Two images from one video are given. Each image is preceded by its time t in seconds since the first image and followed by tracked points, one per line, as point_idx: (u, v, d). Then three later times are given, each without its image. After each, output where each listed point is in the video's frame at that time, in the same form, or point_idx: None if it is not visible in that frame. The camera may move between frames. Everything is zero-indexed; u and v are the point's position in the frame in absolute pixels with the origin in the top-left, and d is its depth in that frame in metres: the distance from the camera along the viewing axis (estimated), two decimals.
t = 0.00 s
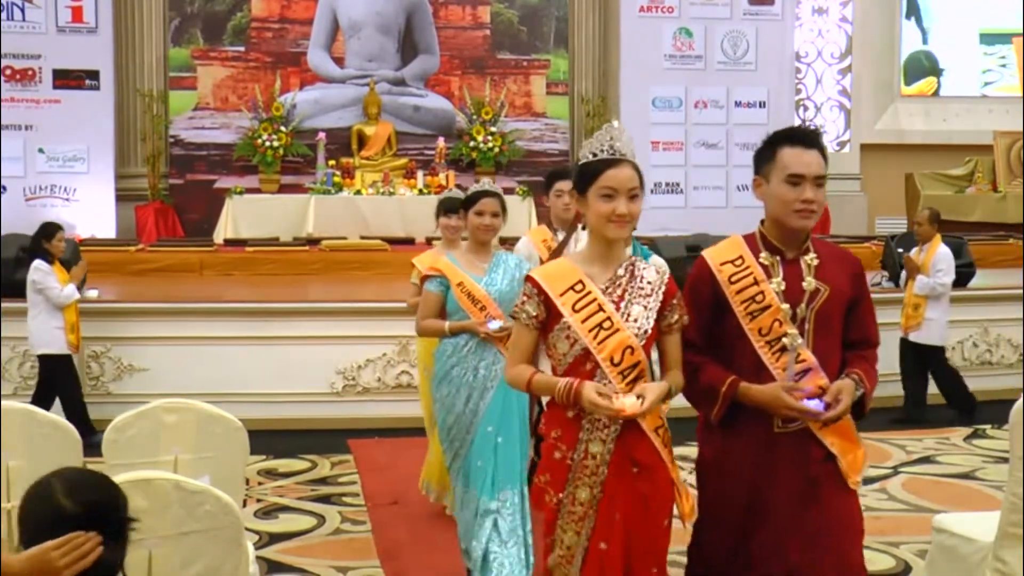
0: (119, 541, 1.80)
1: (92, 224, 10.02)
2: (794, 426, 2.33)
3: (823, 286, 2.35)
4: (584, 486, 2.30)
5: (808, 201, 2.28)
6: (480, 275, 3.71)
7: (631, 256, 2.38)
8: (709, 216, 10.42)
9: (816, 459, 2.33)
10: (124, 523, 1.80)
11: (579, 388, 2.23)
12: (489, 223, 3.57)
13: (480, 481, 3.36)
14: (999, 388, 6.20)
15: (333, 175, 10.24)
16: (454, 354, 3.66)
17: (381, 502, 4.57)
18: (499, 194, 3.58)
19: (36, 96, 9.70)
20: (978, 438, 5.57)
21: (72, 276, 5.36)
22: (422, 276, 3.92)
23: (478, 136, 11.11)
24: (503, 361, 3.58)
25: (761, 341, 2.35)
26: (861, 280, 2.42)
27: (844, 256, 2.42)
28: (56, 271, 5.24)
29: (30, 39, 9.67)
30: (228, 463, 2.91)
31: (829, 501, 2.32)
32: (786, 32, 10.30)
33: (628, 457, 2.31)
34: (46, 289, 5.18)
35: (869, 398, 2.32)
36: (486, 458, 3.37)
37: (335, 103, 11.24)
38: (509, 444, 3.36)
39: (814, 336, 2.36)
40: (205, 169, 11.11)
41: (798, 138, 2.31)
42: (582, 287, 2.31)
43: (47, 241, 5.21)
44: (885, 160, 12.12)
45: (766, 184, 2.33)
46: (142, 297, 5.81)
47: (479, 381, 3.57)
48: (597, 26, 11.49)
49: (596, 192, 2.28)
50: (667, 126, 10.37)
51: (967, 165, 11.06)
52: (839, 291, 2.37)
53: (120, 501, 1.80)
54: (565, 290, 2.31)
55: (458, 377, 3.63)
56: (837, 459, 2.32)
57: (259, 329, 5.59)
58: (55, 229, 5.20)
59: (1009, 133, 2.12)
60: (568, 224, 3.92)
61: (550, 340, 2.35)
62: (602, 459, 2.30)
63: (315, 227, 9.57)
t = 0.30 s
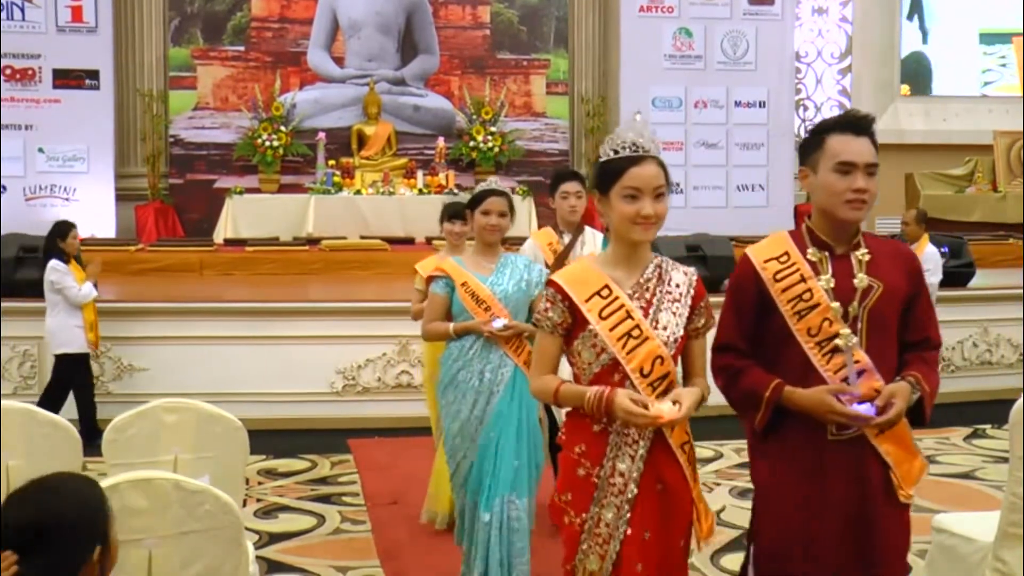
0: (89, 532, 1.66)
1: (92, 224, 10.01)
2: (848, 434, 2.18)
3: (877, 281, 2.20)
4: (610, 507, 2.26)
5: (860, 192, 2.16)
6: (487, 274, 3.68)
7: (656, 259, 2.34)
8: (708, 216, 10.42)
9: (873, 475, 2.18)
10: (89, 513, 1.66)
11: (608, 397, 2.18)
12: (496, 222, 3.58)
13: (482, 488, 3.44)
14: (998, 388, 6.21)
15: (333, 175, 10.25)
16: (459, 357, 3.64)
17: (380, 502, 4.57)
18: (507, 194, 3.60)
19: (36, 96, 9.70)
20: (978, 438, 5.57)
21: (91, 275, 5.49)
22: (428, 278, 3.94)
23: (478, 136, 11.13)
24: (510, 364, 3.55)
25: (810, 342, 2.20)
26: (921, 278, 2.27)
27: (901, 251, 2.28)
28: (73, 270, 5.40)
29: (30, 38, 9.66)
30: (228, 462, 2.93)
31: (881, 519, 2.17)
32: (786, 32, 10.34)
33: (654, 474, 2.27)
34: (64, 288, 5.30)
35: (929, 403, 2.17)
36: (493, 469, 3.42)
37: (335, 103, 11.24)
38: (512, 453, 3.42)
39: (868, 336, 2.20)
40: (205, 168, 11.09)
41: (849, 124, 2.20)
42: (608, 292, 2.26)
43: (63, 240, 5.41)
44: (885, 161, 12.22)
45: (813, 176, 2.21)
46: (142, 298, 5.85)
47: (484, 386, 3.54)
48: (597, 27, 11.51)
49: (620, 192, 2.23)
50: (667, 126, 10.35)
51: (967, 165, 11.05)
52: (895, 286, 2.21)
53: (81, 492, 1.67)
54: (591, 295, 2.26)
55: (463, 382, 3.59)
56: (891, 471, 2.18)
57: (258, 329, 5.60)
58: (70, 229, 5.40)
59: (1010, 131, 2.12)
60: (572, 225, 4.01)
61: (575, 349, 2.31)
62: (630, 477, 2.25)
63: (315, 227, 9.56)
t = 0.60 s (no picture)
0: (77, 536, 1.76)
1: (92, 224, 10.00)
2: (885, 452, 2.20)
3: (915, 292, 2.23)
4: (642, 537, 2.16)
5: (895, 198, 2.17)
6: (492, 274, 3.69)
7: (686, 272, 2.25)
8: (708, 216, 10.42)
9: (909, 496, 2.21)
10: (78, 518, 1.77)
11: (648, 429, 2.09)
12: (502, 221, 3.61)
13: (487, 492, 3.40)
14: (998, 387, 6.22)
15: (333, 175, 10.26)
16: (462, 360, 3.65)
17: (380, 502, 4.57)
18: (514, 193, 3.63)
19: (36, 95, 9.70)
20: (978, 438, 5.57)
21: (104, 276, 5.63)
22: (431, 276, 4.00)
23: (478, 136, 11.13)
24: (515, 367, 3.59)
25: (845, 354, 2.22)
26: (956, 284, 2.30)
27: (935, 257, 2.30)
28: (89, 271, 5.51)
29: (30, 38, 9.66)
30: (227, 463, 2.95)
31: (913, 540, 2.22)
32: (786, 32, 10.38)
33: (691, 504, 2.18)
34: (81, 288, 5.40)
35: (966, 417, 2.19)
36: (504, 475, 3.42)
37: (335, 102, 11.24)
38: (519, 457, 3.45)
39: (903, 347, 2.22)
40: (205, 168, 11.09)
41: (881, 125, 2.21)
42: (642, 307, 2.16)
43: (77, 240, 5.54)
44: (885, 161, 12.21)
45: (848, 180, 2.22)
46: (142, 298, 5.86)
47: (488, 390, 3.56)
48: (596, 26, 11.51)
49: (647, 198, 2.16)
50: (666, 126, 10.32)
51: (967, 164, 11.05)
52: (930, 297, 2.24)
53: (72, 499, 1.79)
54: (622, 310, 2.16)
55: (466, 386, 3.60)
56: (924, 491, 2.21)
57: (259, 329, 5.61)
58: (84, 229, 5.55)
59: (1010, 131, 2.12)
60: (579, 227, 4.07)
61: (603, 368, 2.20)
62: (666, 506, 2.15)
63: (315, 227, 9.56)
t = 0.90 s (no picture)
0: (78, 536, 1.77)
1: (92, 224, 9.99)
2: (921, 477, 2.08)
3: (947, 303, 2.11)
4: (669, 551, 2.07)
5: (921, 201, 2.04)
6: (500, 281, 3.67)
7: (712, 265, 2.12)
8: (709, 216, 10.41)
9: (944, 518, 2.11)
10: (78, 520, 1.77)
11: (674, 425, 1.95)
12: (509, 224, 3.62)
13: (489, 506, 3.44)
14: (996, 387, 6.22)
15: (333, 175, 10.27)
16: (466, 369, 3.62)
17: (380, 502, 4.57)
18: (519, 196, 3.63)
19: (36, 95, 9.69)
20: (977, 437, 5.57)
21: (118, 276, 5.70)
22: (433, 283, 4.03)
23: (478, 136, 11.09)
24: (523, 380, 3.57)
25: (875, 372, 2.11)
26: (988, 294, 2.18)
27: (965, 267, 2.18)
28: (101, 270, 5.59)
29: (30, 38, 9.66)
30: (227, 463, 2.95)
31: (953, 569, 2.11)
32: (787, 31, 10.38)
33: (721, 513, 2.07)
34: (92, 288, 5.45)
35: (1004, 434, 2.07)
36: (506, 491, 3.43)
37: (335, 102, 11.24)
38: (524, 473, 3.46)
39: (936, 362, 2.11)
40: (205, 168, 11.09)
41: (902, 123, 2.08)
42: (664, 303, 2.04)
43: (90, 240, 5.59)
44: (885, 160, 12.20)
45: (868, 184, 2.09)
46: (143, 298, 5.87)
47: (493, 403, 3.55)
48: (597, 26, 11.51)
49: (676, 186, 2.03)
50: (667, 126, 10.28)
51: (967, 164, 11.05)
52: (963, 308, 2.11)
53: (74, 499, 1.79)
54: (643, 305, 2.04)
55: (470, 398, 3.59)
56: (962, 520, 2.09)
57: (259, 328, 5.61)
58: (99, 229, 5.58)
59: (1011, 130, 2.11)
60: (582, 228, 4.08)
61: (625, 368, 2.08)
62: (693, 515, 2.05)
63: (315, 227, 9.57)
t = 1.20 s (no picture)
0: (96, 534, 1.76)
1: (91, 224, 9.98)
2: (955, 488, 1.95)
3: (984, 301, 1.97)
4: None
5: (961, 193, 1.90)
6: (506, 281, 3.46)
7: (758, 285, 1.95)
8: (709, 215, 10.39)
9: (982, 529, 1.95)
10: (92, 520, 1.76)
11: (704, 470, 1.80)
12: (516, 223, 3.42)
13: (499, 518, 3.31)
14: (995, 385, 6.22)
15: (333, 175, 10.26)
16: (473, 374, 3.41)
17: (381, 502, 4.57)
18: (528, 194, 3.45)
19: (36, 95, 9.69)
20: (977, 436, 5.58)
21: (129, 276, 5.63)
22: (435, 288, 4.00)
23: (478, 136, 11.07)
24: (531, 384, 3.41)
25: (907, 376, 1.97)
26: None
27: (1003, 264, 2.04)
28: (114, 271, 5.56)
29: (29, 38, 9.66)
30: (227, 463, 2.95)
31: None
32: (787, 32, 10.37)
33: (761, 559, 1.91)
34: (104, 288, 5.39)
35: None
36: (514, 502, 3.31)
37: (335, 102, 11.26)
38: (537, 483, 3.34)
39: (974, 367, 1.97)
40: (205, 168, 11.08)
41: (937, 112, 1.96)
42: (699, 329, 1.89)
43: (103, 240, 5.50)
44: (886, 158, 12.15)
45: (903, 172, 1.96)
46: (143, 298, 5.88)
47: (502, 408, 3.37)
48: (596, 25, 11.50)
49: (718, 195, 1.87)
50: (667, 126, 10.26)
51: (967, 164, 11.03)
52: (1002, 307, 1.97)
53: (85, 499, 1.78)
54: (675, 332, 1.89)
55: (477, 403, 3.38)
56: (1008, 532, 1.94)
57: (259, 328, 5.62)
58: (112, 229, 5.51)
59: (1009, 131, 2.10)
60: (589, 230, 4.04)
61: (658, 399, 1.93)
62: (730, 561, 1.90)
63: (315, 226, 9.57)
